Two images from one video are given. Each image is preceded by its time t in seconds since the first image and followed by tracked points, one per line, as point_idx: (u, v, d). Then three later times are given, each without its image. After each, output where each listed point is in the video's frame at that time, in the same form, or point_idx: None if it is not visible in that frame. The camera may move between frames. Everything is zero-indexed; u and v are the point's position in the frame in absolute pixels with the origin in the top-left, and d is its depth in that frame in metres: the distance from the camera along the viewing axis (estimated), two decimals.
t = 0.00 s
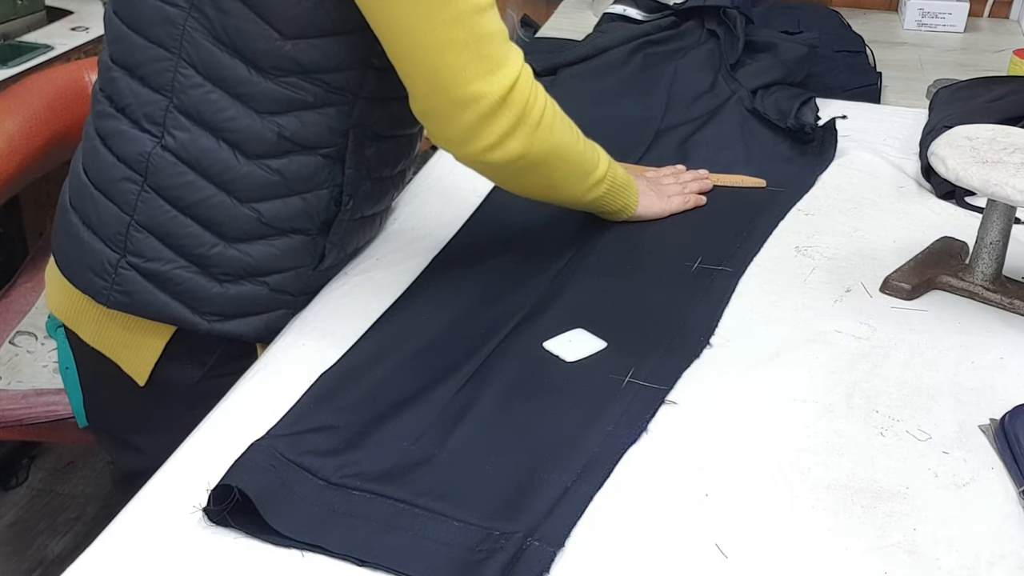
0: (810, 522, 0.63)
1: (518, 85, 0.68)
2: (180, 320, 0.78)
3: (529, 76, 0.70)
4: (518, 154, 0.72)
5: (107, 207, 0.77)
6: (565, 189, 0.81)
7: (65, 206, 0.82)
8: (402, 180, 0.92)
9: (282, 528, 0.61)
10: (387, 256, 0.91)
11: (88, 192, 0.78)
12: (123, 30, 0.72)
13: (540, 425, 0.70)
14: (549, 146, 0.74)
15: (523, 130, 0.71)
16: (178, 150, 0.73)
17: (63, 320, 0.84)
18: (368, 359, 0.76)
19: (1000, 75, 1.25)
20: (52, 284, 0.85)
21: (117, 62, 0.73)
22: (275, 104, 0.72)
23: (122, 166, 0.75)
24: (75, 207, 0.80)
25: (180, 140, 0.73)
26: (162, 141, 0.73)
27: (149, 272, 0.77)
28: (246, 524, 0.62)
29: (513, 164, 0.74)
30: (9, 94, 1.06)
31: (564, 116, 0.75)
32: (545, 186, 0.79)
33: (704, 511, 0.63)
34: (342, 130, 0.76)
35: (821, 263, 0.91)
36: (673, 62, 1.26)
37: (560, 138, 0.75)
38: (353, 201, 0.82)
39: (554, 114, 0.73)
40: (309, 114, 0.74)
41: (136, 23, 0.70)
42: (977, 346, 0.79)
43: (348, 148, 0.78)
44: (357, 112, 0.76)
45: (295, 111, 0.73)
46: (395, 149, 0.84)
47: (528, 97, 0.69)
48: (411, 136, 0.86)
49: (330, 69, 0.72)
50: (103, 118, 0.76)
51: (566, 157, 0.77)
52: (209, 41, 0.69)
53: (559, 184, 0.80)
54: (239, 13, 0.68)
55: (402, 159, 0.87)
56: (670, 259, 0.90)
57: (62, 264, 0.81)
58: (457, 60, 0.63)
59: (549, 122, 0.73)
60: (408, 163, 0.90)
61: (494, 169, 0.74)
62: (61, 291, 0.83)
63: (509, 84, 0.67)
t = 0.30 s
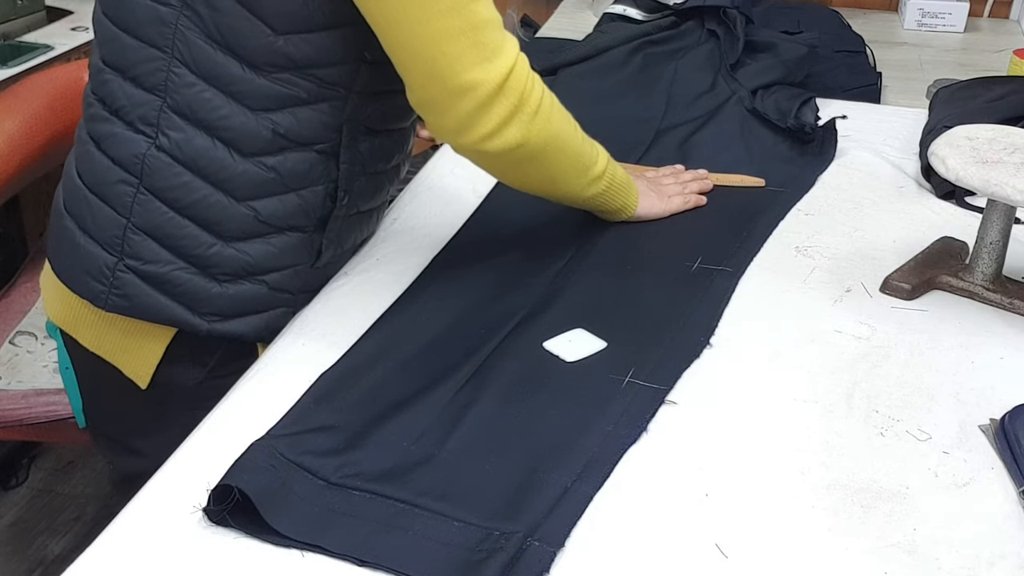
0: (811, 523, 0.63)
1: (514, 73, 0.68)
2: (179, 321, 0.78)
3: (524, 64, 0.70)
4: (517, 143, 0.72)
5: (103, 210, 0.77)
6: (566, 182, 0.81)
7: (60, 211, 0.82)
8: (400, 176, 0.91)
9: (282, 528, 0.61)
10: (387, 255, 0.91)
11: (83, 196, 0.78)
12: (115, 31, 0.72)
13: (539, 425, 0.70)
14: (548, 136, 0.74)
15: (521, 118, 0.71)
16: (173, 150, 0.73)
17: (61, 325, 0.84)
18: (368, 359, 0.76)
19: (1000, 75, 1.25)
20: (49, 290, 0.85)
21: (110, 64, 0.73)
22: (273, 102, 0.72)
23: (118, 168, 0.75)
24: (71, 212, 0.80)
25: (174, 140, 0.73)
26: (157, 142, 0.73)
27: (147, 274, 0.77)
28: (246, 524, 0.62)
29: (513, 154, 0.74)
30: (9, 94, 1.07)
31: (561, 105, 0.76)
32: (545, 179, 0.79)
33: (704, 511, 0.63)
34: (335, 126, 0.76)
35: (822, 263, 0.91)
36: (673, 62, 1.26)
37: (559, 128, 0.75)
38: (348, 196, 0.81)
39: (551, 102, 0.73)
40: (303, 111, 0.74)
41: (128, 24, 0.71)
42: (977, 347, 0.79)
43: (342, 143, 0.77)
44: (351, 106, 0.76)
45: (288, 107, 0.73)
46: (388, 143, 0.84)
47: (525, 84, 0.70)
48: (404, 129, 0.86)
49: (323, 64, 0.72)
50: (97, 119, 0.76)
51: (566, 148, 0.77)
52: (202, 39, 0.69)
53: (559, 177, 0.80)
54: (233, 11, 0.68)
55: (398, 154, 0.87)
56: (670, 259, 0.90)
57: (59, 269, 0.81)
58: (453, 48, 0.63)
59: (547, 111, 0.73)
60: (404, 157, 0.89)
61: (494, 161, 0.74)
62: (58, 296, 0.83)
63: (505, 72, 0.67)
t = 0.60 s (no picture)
0: (812, 523, 0.63)
1: (511, 69, 0.68)
2: (178, 318, 0.78)
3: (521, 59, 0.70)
4: (516, 139, 0.72)
5: (99, 208, 0.77)
6: (567, 181, 0.81)
7: (56, 210, 0.82)
8: (397, 171, 0.91)
9: (282, 528, 0.61)
10: (387, 255, 0.91)
11: (79, 195, 0.78)
12: (109, 28, 0.72)
13: (539, 425, 0.70)
14: (547, 132, 0.74)
15: (519, 114, 0.71)
16: (169, 147, 0.73)
17: (58, 325, 0.84)
18: (368, 359, 0.76)
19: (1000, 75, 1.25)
20: (45, 290, 0.85)
21: (105, 62, 0.73)
22: (270, 98, 0.72)
23: (113, 166, 0.75)
24: (66, 211, 0.80)
25: (170, 137, 0.73)
26: (152, 138, 0.73)
27: (144, 271, 0.77)
28: (246, 524, 0.62)
29: (512, 151, 0.73)
30: (9, 94, 1.07)
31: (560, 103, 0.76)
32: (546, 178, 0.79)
33: (704, 511, 0.63)
34: (331, 121, 0.76)
35: (822, 263, 0.91)
36: (673, 62, 1.26)
37: (557, 124, 0.75)
38: (344, 192, 0.82)
39: (549, 98, 0.73)
40: (299, 106, 0.74)
41: (123, 21, 0.70)
42: (977, 347, 0.79)
43: (338, 139, 0.78)
44: (346, 101, 0.76)
45: (284, 103, 0.73)
46: (384, 139, 0.84)
47: (523, 79, 0.70)
48: (400, 124, 0.86)
49: (319, 60, 0.72)
50: (93, 117, 0.76)
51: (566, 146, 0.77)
52: (198, 35, 0.69)
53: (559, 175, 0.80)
54: (229, 8, 0.68)
55: (394, 149, 0.87)
56: (670, 260, 0.90)
57: (55, 269, 0.81)
58: (450, 43, 0.64)
59: (545, 108, 0.73)
60: (400, 153, 0.89)
61: (495, 158, 0.74)
62: (55, 296, 0.83)
63: (503, 67, 0.67)
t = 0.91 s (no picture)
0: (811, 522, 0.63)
1: (510, 67, 0.68)
2: (179, 316, 0.78)
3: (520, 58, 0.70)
4: (514, 137, 0.72)
5: (99, 205, 0.77)
6: (567, 181, 0.81)
7: (56, 209, 0.82)
8: (397, 169, 0.92)
9: (282, 529, 0.61)
10: (387, 255, 0.91)
11: (79, 192, 0.78)
12: (110, 26, 0.72)
13: (540, 425, 0.70)
14: (545, 130, 0.74)
15: (518, 112, 0.71)
16: (170, 145, 0.73)
17: (57, 323, 0.84)
18: (368, 358, 0.76)
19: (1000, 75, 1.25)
20: (45, 288, 0.85)
21: (106, 61, 0.73)
22: (271, 95, 0.72)
23: (114, 163, 0.75)
24: (67, 209, 0.80)
25: (171, 134, 0.73)
26: (153, 136, 0.73)
27: (145, 268, 0.77)
28: (246, 524, 0.62)
29: (510, 149, 0.73)
30: (9, 95, 1.07)
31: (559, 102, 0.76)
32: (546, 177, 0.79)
33: (704, 511, 0.63)
34: (331, 118, 0.76)
35: (822, 263, 0.91)
36: (673, 62, 1.26)
37: (556, 123, 0.75)
38: (345, 188, 0.82)
39: (548, 97, 0.73)
40: (299, 104, 0.74)
41: (123, 19, 0.70)
42: (977, 347, 0.79)
43: (338, 137, 0.78)
44: (345, 99, 0.77)
45: (284, 101, 0.73)
46: (383, 136, 0.84)
47: (521, 78, 0.70)
48: (399, 121, 0.86)
49: (319, 57, 0.73)
50: (93, 116, 0.76)
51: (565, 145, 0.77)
52: (197, 32, 0.69)
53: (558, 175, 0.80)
54: (228, 5, 0.68)
55: (395, 146, 0.87)
56: (670, 260, 0.91)
57: (55, 267, 0.81)
58: (449, 42, 0.64)
59: (543, 106, 0.73)
60: (400, 151, 0.89)
61: (494, 156, 0.74)
62: (55, 294, 0.83)
63: (501, 65, 0.67)
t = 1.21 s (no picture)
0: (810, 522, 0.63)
1: (492, 74, 0.68)
2: (173, 311, 0.79)
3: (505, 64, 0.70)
4: (493, 144, 0.73)
5: (95, 202, 0.77)
6: (554, 182, 0.81)
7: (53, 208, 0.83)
8: (393, 168, 0.91)
9: (282, 529, 0.61)
10: (387, 255, 0.91)
11: (76, 189, 0.79)
12: (104, 24, 0.72)
13: (540, 425, 0.70)
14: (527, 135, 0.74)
15: (499, 118, 0.71)
16: (164, 142, 0.73)
17: (56, 321, 0.85)
18: (368, 358, 0.76)
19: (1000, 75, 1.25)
20: (42, 285, 0.86)
21: (101, 58, 0.74)
22: (266, 93, 0.72)
23: (109, 160, 0.75)
24: (63, 205, 0.80)
25: (164, 131, 0.73)
26: (146, 133, 0.74)
27: (139, 264, 0.78)
28: (246, 524, 0.62)
29: (490, 154, 0.74)
30: (9, 95, 1.07)
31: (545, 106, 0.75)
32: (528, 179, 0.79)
33: (704, 511, 0.63)
34: (326, 115, 0.76)
35: (822, 263, 0.91)
36: (673, 62, 1.26)
37: (541, 131, 0.75)
38: (342, 186, 0.81)
39: (534, 104, 0.73)
40: (293, 100, 0.74)
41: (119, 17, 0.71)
42: (977, 347, 0.79)
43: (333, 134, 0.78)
44: (339, 95, 0.76)
45: (279, 97, 0.73)
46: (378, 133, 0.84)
47: (504, 85, 0.70)
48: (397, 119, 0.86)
49: (317, 56, 0.72)
50: (90, 113, 0.76)
51: (549, 152, 0.77)
52: (190, 30, 0.69)
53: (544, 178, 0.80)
54: (226, 3, 0.68)
55: (391, 144, 0.87)
56: (670, 260, 0.91)
57: (52, 264, 0.82)
58: (433, 48, 0.64)
59: (528, 112, 0.72)
60: (396, 149, 0.89)
61: (475, 160, 0.74)
62: (54, 292, 0.84)
63: (482, 71, 0.67)
